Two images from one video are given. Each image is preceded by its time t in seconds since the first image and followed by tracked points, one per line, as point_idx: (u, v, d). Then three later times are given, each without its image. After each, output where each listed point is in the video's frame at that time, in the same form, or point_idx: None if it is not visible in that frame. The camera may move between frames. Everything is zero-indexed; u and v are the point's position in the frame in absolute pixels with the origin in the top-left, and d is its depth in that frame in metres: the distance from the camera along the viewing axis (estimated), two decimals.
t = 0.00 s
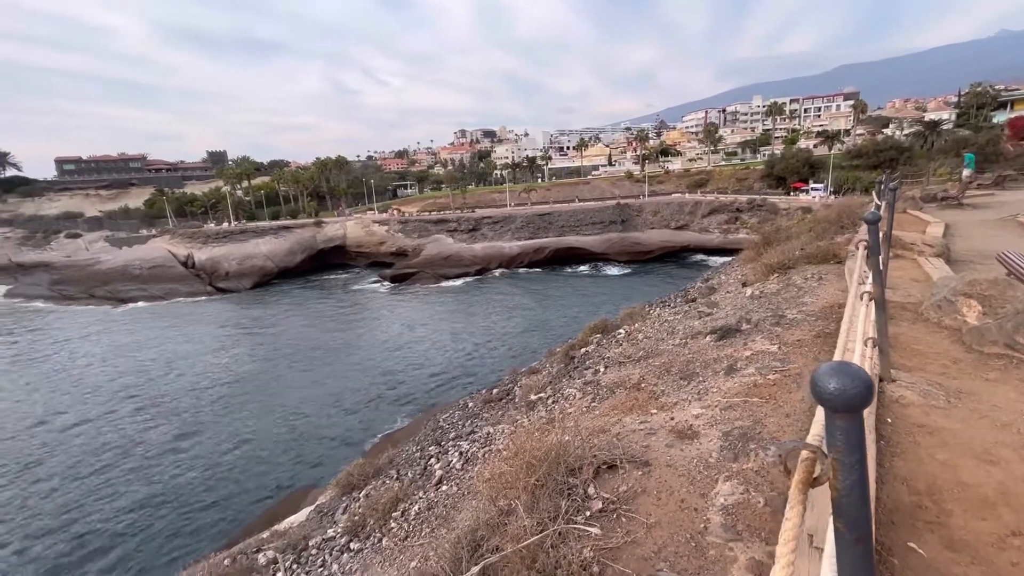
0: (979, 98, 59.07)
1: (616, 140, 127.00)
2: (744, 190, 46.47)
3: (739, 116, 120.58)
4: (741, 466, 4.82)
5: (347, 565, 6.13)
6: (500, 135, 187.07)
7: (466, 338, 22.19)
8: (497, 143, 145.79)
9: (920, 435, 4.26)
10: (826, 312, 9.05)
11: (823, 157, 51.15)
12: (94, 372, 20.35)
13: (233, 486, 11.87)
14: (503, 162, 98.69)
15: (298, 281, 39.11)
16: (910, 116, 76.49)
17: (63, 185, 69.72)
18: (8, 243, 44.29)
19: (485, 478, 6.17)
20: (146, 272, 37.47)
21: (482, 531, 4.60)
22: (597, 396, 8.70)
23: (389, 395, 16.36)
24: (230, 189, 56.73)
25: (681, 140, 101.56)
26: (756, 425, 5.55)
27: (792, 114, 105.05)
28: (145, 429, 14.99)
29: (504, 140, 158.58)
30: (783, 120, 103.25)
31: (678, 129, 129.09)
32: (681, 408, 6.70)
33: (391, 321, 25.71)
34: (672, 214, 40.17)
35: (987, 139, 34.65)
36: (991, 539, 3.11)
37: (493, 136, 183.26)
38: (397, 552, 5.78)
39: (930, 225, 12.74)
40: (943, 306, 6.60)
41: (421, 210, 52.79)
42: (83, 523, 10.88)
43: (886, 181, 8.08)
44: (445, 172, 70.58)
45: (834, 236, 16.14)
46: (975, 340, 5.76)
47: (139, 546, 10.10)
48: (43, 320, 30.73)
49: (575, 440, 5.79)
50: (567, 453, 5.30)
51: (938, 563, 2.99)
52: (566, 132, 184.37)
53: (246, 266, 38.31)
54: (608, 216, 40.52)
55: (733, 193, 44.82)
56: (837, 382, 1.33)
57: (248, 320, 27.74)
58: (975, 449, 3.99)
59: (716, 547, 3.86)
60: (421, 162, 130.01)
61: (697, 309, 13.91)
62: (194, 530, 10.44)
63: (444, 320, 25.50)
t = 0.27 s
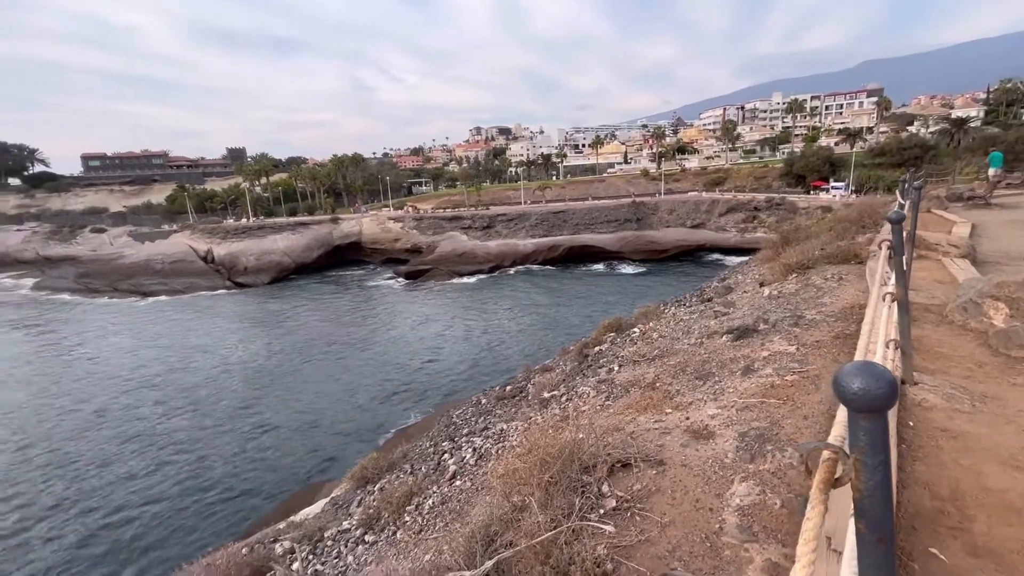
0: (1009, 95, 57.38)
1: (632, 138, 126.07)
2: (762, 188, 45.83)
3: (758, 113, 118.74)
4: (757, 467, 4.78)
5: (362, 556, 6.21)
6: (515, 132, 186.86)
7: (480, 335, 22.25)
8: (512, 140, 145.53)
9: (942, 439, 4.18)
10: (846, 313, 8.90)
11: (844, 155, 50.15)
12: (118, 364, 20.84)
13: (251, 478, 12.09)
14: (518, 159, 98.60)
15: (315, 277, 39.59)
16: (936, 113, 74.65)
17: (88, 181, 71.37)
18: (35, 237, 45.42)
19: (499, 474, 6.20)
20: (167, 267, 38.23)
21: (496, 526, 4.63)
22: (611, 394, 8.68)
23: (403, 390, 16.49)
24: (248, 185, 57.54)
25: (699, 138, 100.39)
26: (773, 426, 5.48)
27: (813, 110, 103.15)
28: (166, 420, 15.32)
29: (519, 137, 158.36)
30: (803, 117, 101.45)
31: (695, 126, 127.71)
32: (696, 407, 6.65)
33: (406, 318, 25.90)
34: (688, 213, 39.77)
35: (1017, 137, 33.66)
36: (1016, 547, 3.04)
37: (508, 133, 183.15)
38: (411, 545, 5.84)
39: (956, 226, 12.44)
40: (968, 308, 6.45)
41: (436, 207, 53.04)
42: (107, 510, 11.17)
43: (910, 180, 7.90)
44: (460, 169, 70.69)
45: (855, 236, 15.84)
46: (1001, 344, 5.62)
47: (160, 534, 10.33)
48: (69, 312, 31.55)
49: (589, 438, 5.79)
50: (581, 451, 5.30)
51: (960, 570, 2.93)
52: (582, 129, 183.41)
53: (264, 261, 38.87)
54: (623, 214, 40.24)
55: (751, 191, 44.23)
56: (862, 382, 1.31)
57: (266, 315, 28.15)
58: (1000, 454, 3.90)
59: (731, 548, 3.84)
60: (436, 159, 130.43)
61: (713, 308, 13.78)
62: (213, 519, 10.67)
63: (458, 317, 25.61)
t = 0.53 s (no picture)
0: None
1: (652, 135, 124.76)
2: (786, 187, 45.00)
3: (781, 110, 116.48)
4: (778, 469, 4.71)
5: (380, 547, 6.28)
6: (534, 129, 186.53)
7: (496, 332, 22.30)
8: (531, 137, 145.26)
9: (972, 444, 4.07)
10: (872, 315, 8.70)
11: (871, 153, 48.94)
12: (145, 355, 21.41)
13: (271, 468, 12.32)
14: (536, 157, 98.35)
15: (334, 273, 40.11)
16: (969, 110, 72.33)
17: (118, 176, 73.33)
18: (67, 231, 46.80)
19: (516, 470, 6.22)
20: (192, 261, 39.10)
21: (513, 521, 4.65)
22: (629, 393, 8.64)
23: (421, 386, 16.65)
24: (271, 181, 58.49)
25: (720, 135, 98.86)
26: (796, 429, 5.39)
27: (839, 107, 100.76)
28: (190, 411, 15.70)
29: (537, 135, 158.04)
30: (829, 114, 99.26)
31: (717, 124, 125.80)
32: (716, 408, 6.58)
33: (424, 314, 26.09)
34: (709, 211, 39.22)
35: None
36: None
37: (527, 130, 182.86)
38: (427, 538, 5.90)
39: (989, 226, 12.05)
40: (1002, 311, 6.24)
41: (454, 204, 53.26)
42: (133, 496, 11.50)
43: (942, 179, 7.67)
44: (478, 166, 70.76)
45: (882, 236, 15.47)
46: None
47: (183, 521, 10.59)
48: (99, 304, 32.49)
49: (607, 435, 5.77)
50: (598, 448, 5.28)
51: None
52: (601, 126, 182.10)
53: (285, 256, 39.50)
54: (641, 213, 39.75)
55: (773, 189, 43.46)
56: (896, 381, 1.28)
57: (287, 309, 28.62)
58: None
59: (750, 550, 3.79)
60: (454, 156, 130.81)
61: (734, 308, 13.60)
62: (234, 508, 10.90)
63: (475, 313, 25.71)
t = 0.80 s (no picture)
0: None
1: (675, 132, 123.04)
2: (813, 185, 43.95)
3: (810, 106, 113.72)
4: (803, 472, 4.63)
5: (399, 539, 6.36)
6: (555, 126, 185.83)
7: (516, 329, 22.30)
8: (552, 134, 144.80)
9: (1010, 453, 3.92)
10: (904, 317, 8.45)
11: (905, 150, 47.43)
12: (173, 346, 22.02)
13: (293, 459, 12.55)
14: (556, 154, 97.87)
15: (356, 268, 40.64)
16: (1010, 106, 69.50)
17: (149, 172, 75.45)
18: (101, 224, 48.32)
19: (535, 466, 6.22)
20: (219, 255, 40.03)
21: (531, 517, 4.66)
22: (649, 392, 8.56)
23: (440, 381, 16.75)
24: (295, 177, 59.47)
25: (745, 132, 96.95)
26: (821, 432, 5.28)
27: (871, 103, 97.85)
28: (216, 401, 16.09)
29: (559, 132, 157.33)
30: (860, 110, 96.51)
31: (742, 120, 123.34)
32: (739, 409, 6.49)
33: (443, 310, 26.25)
34: (732, 210, 38.52)
35: None
36: None
37: (548, 127, 182.15)
38: (446, 531, 5.95)
39: None
40: None
41: (475, 201, 53.44)
42: (161, 482, 11.84)
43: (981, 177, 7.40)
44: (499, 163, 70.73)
45: (915, 236, 14.99)
46: None
47: (209, 508, 10.86)
48: (131, 296, 33.50)
49: (627, 435, 5.72)
50: (618, 447, 5.25)
51: None
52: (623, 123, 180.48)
53: (308, 252, 40.16)
54: (663, 210, 38.99)
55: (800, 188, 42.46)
56: (934, 382, 1.24)
57: (309, 304, 29.10)
58: None
59: (774, 553, 3.73)
60: (475, 153, 130.95)
61: (758, 308, 13.36)
62: (257, 497, 11.14)
63: (494, 310, 25.77)
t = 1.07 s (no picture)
0: None
1: (700, 129, 121.11)
2: (844, 184, 42.72)
3: (843, 102, 110.41)
4: (830, 477, 4.52)
5: (419, 530, 6.43)
6: (579, 123, 184.73)
7: (536, 326, 22.27)
8: (575, 131, 143.93)
9: None
10: (940, 321, 8.16)
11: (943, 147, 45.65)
12: (202, 338, 22.64)
13: (315, 450, 12.79)
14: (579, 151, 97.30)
15: (378, 263, 41.10)
16: None
17: (182, 168, 77.60)
18: (136, 218, 49.91)
19: (554, 462, 6.22)
20: (247, 249, 40.98)
21: (550, 513, 4.67)
22: (672, 391, 8.46)
23: (460, 377, 16.86)
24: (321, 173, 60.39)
25: (774, 129, 94.79)
26: (850, 436, 5.14)
27: (908, 98, 94.44)
28: (242, 392, 16.49)
29: (582, 128, 156.16)
30: (896, 106, 93.26)
31: (770, 117, 120.60)
32: (764, 411, 6.36)
33: (464, 306, 26.39)
34: (759, 208, 37.73)
35: None
36: None
37: (572, 124, 181.09)
38: (465, 524, 6.00)
39: None
40: None
41: (497, 197, 53.49)
42: (190, 469, 12.18)
43: None
44: (521, 160, 70.66)
45: (953, 237, 14.44)
46: None
47: (234, 496, 11.16)
48: (162, 288, 34.53)
49: (648, 434, 5.67)
50: (639, 446, 5.21)
51: None
52: (648, 119, 178.29)
53: (333, 247, 40.81)
54: (687, 208, 38.34)
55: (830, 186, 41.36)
56: (978, 386, 1.18)
57: (333, 298, 29.56)
58: None
59: (799, 559, 3.66)
60: (498, 149, 131.06)
61: (785, 309, 13.08)
62: (280, 487, 11.38)
63: (515, 307, 25.79)
